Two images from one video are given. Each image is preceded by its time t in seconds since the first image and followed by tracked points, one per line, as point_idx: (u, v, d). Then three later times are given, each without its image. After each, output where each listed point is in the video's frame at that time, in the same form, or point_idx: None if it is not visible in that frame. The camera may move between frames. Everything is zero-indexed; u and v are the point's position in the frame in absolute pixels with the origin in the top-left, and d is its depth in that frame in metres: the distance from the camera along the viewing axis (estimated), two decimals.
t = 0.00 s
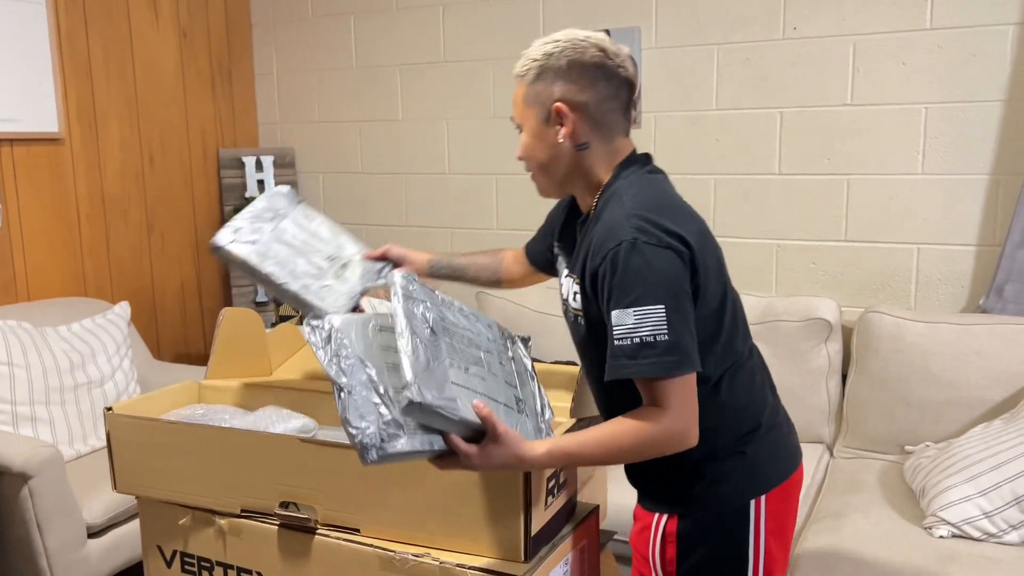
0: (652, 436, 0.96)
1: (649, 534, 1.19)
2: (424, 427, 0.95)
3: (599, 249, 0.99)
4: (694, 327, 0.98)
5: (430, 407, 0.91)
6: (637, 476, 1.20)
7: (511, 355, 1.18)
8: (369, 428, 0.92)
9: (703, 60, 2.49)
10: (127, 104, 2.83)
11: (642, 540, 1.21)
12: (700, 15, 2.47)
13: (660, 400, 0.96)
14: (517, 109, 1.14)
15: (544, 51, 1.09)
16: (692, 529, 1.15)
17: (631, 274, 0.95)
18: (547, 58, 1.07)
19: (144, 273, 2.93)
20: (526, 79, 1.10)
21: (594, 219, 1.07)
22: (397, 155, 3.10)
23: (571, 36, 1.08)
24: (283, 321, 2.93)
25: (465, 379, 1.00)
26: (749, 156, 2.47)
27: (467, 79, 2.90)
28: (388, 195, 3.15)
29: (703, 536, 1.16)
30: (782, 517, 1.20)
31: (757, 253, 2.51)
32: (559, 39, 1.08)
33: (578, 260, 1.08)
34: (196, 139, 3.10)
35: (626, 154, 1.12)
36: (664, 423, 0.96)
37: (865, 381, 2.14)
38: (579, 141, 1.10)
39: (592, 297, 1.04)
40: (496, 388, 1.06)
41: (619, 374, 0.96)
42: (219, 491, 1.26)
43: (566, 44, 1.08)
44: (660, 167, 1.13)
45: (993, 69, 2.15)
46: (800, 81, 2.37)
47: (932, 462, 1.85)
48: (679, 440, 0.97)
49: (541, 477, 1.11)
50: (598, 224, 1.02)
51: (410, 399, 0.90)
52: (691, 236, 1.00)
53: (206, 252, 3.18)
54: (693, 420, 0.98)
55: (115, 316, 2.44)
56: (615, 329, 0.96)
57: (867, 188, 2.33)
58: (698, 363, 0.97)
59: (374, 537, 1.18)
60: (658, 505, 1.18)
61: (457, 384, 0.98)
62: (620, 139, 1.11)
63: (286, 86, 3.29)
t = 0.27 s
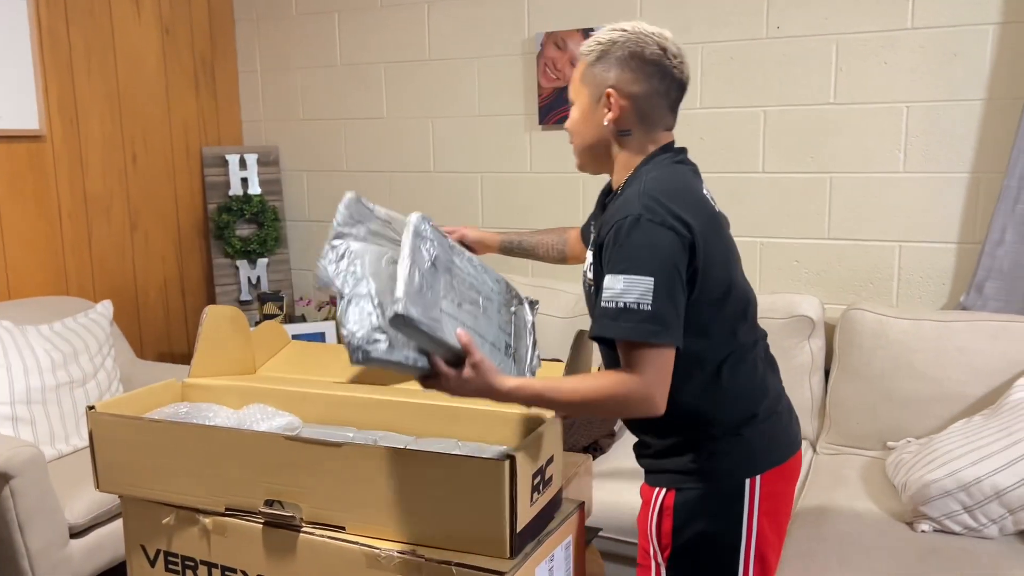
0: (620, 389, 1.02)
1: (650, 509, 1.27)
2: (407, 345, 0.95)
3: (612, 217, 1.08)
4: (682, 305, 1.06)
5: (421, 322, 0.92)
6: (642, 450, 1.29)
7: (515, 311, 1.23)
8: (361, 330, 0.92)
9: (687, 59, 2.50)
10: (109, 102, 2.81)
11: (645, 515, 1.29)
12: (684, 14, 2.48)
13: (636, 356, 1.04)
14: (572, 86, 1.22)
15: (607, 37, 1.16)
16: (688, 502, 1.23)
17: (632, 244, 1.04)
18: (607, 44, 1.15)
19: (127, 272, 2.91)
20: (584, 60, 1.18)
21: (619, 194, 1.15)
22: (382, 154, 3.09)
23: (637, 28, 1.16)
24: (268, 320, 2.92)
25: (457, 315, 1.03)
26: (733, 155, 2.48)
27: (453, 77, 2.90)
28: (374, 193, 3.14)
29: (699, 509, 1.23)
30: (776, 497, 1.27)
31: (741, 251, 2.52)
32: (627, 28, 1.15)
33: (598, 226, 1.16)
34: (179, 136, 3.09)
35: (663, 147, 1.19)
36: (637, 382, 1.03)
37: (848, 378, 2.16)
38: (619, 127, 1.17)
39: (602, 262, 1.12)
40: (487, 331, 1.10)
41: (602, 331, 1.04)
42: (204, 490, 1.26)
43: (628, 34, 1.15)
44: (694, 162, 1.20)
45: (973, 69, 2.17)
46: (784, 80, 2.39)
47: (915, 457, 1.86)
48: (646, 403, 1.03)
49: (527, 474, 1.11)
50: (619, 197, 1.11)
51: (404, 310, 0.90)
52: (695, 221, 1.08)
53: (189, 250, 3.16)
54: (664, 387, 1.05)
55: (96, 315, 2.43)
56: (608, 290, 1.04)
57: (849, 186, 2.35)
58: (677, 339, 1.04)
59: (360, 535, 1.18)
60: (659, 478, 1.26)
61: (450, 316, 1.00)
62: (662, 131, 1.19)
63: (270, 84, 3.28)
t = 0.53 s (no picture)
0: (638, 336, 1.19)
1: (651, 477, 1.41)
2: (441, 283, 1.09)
3: (631, 189, 1.27)
4: (685, 269, 1.23)
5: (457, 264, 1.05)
6: (649, 420, 1.45)
7: (545, 259, 1.33)
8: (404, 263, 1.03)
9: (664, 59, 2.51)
10: (82, 98, 2.77)
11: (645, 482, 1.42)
12: (661, 14, 2.49)
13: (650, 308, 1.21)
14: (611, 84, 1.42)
15: (648, 45, 1.39)
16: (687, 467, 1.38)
17: (646, 211, 1.23)
18: (649, 49, 1.37)
19: (101, 270, 2.88)
20: (626, 62, 1.40)
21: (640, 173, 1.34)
22: (360, 152, 3.08)
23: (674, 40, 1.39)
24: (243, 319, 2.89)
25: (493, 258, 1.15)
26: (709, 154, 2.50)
27: (430, 75, 2.89)
28: (352, 191, 3.12)
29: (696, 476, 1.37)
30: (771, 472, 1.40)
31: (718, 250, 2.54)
32: (666, 39, 1.38)
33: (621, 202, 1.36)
34: (153, 134, 3.05)
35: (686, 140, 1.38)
36: (650, 330, 1.19)
37: (822, 375, 2.19)
38: (649, 120, 1.37)
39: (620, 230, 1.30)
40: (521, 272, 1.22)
41: (611, 283, 1.21)
42: (176, 489, 1.25)
43: (667, 44, 1.38)
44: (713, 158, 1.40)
45: (944, 69, 2.20)
46: (759, 80, 2.40)
47: (887, 452, 1.89)
48: (649, 351, 1.19)
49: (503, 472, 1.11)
50: (640, 174, 1.29)
51: (443, 252, 1.04)
52: (702, 199, 1.27)
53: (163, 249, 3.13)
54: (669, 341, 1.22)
55: (69, 314, 2.39)
56: (622, 248, 1.21)
57: (823, 185, 2.38)
58: (678, 297, 1.22)
59: (334, 534, 1.17)
60: (664, 444, 1.41)
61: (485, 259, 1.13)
62: (687, 128, 1.39)
63: (246, 82, 3.25)
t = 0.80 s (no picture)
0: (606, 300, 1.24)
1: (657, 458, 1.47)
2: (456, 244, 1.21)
3: (643, 166, 1.32)
4: (683, 246, 1.27)
5: (466, 219, 1.18)
6: (650, 403, 1.50)
7: (569, 244, 1.42)
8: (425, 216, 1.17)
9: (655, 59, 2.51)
10: (72, 98, 2.76)
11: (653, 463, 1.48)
12: (653, 14, 2.50)
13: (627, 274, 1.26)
14: (644, 65, 1.43)
15: (687, 35, 1.42)
16: (688, 445, 1.43)
17: (652, 186, 1.28)
18: (691, 39, 1.41)
19: (91, 271, 2.87)
20: (666, 47, 1.42)
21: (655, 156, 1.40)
22: (351, 152, 3.07)
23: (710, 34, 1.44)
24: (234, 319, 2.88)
25: (511, 226, 1.26)
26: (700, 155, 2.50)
27: (421, 75, 2.89)
28: (344, 191, 3.11)
29: (697, 454, 1.43)
30: (769, 451, 1.45)
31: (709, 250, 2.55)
32: (706, 32, 1.43)
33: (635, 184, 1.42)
34: (144, 133, 3.04)
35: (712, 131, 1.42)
36: (630, 299, 1.25)
37: (813, 374, 2.20)
38: (688, 106, 1.40)
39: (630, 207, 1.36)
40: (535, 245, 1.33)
41: (607, 250, 1.27)
42: (167, 490, 1.24)
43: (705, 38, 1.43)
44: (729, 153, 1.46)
45: (933, 70, 2.22)
46: (750, 80, 2.41)
47: (877, 452, 1.90)
48: (628, 319, 1.25)
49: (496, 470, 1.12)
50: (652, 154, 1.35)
51: (456, 206, 1.17)
52: (709, 181, 1.31)
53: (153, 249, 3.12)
54: (650, 311, 1.26)
55: (59, 314, 2.38)
56: (624, 219, 1.27)
57: (813, 185, 2.39)
58: (672, 271, 1.26)
59: (325, 534, 1.17)
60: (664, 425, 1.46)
61: (501, 226, 1.24)
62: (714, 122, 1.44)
63: (237, 81, 3.24)
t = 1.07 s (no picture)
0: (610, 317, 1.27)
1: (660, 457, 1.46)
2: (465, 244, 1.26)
3: (657, 178, 1.32)
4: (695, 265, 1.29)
5: (484, 216, 1.22)
6: (647, 402, 1.49)
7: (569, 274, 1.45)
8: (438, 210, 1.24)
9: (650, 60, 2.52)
10: (67, 99, 2.76)
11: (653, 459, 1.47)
12: (648, 15, 2.50)
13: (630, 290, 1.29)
14: (655, 65, 1.42)
15: (698, 39, 1.42)
16: (692, 445, 1.44)
17: (668, 203, 1.28)
18: (703, 44, 1.41)
19: (87, 272, 2.86)
20: (678, 50, 1.41)
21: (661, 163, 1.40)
22: (347, 154, 3.07)
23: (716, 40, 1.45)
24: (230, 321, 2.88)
25: (522, 239, 1.29)
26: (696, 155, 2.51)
27: (418, 76, 2.90)
28: (340, 193, 3.11)
29: (701, 453, 1.44)
30: (764, 448, 1.49)
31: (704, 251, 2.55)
32: (714, 37, 1.44)
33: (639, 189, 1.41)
34: (139, 135, 3.04)
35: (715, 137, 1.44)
36: (631, 314, 1.27)
37: (808, 374, 2.20)
38: (699, 113, 1.41)
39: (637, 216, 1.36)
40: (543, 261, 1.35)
41: (621, 266, 1.27)
42: (164, 491, 1.24)
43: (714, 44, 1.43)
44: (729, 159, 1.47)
45: (927, 71, 2.23)
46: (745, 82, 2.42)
47: (872, 452, 1.91)
48: (627, 333, 1.28)
49: (492, 472, 1.12)
50: (664, 166, 1.34)
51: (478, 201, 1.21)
52: (722, 198, 1.33)
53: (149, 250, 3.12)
54: (650, 327, 1.30)
55: (55, 316, 2.38)
56: (637, 236, 1.27)
57: (808, 186, 2.39)
58: (680, 288, 1.28)
59: (322, 535, 1.17)
60: (664, 426, 1.46)
61: (513, 235, 1.27)
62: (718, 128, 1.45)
63: (233, 83, 3.24)
